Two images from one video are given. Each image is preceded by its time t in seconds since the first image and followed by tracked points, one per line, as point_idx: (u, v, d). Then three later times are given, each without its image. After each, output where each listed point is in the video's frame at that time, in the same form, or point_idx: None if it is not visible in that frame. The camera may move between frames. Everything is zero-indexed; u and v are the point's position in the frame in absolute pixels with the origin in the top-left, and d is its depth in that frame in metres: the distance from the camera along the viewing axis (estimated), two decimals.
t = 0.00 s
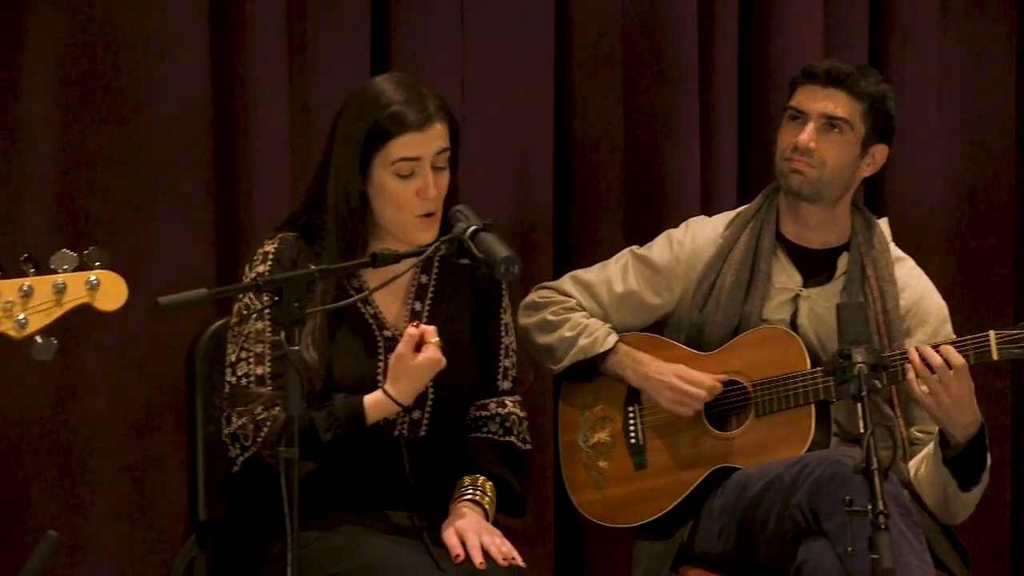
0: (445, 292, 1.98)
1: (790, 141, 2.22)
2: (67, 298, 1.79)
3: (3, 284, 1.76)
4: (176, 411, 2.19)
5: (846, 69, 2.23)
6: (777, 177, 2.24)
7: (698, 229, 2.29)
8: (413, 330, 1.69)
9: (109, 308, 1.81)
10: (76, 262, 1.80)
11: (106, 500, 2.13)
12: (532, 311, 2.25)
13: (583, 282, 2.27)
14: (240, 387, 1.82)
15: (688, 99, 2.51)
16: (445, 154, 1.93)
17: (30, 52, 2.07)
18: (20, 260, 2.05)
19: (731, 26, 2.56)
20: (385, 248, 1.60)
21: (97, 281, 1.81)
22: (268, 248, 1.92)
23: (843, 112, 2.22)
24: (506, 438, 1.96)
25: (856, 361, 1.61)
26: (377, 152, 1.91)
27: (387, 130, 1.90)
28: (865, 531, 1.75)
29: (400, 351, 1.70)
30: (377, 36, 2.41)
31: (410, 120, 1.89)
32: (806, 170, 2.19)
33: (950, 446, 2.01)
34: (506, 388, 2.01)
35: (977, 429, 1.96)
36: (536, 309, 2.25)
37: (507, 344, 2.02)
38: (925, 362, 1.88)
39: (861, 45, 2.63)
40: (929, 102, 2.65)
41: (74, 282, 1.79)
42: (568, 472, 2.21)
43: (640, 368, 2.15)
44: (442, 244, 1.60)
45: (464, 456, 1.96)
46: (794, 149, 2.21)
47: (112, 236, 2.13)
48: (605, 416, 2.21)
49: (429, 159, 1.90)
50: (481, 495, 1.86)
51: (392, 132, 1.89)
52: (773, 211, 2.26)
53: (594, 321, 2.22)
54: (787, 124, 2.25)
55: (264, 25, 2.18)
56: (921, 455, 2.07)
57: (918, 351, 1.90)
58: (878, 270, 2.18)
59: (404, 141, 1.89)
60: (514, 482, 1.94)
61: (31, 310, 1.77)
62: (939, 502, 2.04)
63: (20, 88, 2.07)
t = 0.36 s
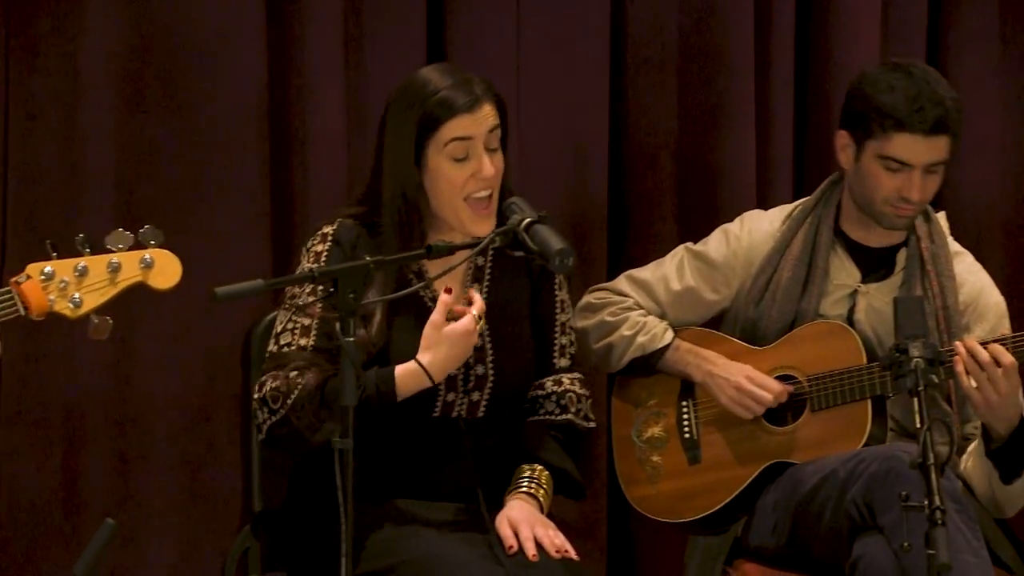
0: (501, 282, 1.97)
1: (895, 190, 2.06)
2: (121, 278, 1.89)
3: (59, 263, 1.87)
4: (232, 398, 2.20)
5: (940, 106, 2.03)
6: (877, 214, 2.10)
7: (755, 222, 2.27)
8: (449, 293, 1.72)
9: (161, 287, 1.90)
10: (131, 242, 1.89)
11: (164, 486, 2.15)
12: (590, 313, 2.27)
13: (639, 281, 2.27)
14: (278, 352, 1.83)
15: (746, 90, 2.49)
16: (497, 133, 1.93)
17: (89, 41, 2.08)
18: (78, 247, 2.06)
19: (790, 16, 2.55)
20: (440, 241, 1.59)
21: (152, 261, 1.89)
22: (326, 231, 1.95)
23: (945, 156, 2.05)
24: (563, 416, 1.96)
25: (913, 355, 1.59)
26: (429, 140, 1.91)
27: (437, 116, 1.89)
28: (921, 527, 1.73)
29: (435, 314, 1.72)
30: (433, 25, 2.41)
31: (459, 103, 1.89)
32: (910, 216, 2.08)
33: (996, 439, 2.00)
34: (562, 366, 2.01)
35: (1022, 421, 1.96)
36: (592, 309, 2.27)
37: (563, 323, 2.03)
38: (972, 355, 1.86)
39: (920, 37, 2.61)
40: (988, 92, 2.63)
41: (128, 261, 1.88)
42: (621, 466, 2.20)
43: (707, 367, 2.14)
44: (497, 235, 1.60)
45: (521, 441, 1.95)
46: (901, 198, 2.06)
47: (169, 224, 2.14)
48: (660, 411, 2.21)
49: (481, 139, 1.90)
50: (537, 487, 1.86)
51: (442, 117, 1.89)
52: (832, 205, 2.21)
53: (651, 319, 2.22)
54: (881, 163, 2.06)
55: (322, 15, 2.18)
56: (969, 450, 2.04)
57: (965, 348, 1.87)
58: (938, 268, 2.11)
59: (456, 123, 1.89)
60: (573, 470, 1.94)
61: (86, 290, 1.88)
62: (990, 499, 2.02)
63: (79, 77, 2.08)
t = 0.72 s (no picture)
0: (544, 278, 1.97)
1: (952, 208, 2.02)
2: (183, 300, 1.85)
3: (122, 280, 1.84)
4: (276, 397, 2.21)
5: (992, 122, 1.98)
6: (934, 226, 2.07)
7: (807, 221, 2.25)
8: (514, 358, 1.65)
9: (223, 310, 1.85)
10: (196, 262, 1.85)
11: (210, 484, 2.16)
12: (640, 310, 2.25)
13: (688, 279, 2.27)
14: (340, 376, 1.84)
15: (793, 91, 2.48)
16: (526, 123, 1.92)
17: (138, 41, 2.09)
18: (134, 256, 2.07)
19: (839, 17, 2.54)
20: (487, 238, 1.59)
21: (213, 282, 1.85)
22: (361, 238, 1.93)
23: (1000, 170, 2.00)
24: (607, 424, 1.95)
25: (962, 356, 1.58)
26: (459, 130, 1.91)
27: (466, 104, 1.90)
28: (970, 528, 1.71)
29: (497, 378, 1.67)
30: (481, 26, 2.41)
31: (487, 91, 1.89)
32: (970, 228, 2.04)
33: None
34: (604, 371, 2.01)
35: None
36: (642, 308, 2.25)
37: (603, 328, 2.03)
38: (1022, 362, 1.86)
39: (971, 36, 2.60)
40: None
41: (190, 283, 1.84)
42: (670, 464, 2.21)
43: (755, 364, 2.13)
44: (545, 232, 1.59)
45: (564, 444, 1.94)
46: (957, 214, 2.02)
47: (217, 223, 2.15)
48: (707, 410, 2.21)
49: (509, 127, 1.90)
50: (580, 485, 1.85)
51: (469, 105, 1.89)
52: (883, 209, 2.18)
53: (700, 316, 2.21)
54: (935, 182, 2.02)
55: (369, 14, 2.19)
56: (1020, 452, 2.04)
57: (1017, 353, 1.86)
58: (992, 270, 2.07)
59: (483, 110, 1.89)
60: (615, 473, 1.93)
61: (147, 309, 1.84)
62: None
63: (128, 75, 2.10)
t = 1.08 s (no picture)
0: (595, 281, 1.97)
1: (982, 202, 2.02)
2: (226, 278, 1.89)
3: (165, 261, 1.87)
4: (327, 399, 2.22)
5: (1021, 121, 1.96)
6: (968, 220, 2.06)
7: (855, 222, 2.25)
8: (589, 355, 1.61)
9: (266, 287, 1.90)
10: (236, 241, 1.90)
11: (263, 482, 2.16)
12: (688, 314, 2.24)
13: (737, 281, 2.25)
14: (398, 368, 1.83)
15: (850, 91, 2.47)
16: (572, 120, 1.90)
17: (192, 39, 2.10)
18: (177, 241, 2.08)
19: (895, 18, 2.52)
20: (539, 238, 1.59)
21: (255, 260, 1.90)
22: (410, 236, 1.93)
23: None
24: (657, 421, 1.92)
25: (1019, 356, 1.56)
26: (502, 125, 1.91)
27: (511, 100, 1.90)
28: None
29: (566, 369, 1.62)
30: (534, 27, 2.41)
31: (531, 85, 1.89)
32: (1004, 225, 2.03)
33: None
34: (653, 370, 1.98)
35: None
36: (690, 312, 2.25)
37: (653, 326, 2.01)
38: None
39: None
40: None
41: (232, 261, 1.88)
42: (720, 466, 2.20)
43: (801, 369, 2.12)
44: (597, 232, 1.59)
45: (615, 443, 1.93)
46: (987, 208, 2.02)
47: (270, 222, 2.16)
48: (758, 413, 2.20)
49: (552, 122, 1.88)
50: (632, 485, 1.83)
51: (515, 100, 1.89)
52: (933, 206, 2.17)
53: (749, 319, 2.20)
54: (966, 175, 2.02)
55: (423, 17, 2.19)
56: None
57: None
58: None
59: (529, 105, 1.88)
60: (666, 471, 1.89)
61: (192, 289, 1.88)
62: None
63: (184, 75, 2.10)
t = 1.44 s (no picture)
0: (661, 279, 1.96)
1: None
2: (275, 246, 1.88)
3: (215, 234, 1.85)
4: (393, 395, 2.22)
5: None
6: None
7: (908, 225, 2.23)
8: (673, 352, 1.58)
9: (315, 254, 1.89)
10: (283, 211, 1.89)
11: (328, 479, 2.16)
12: (743, 322, 2.22)
13: (790, 288, 2.23)
14: (476, 355, 1.83)
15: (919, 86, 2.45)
16: (650, 109, 1.90)
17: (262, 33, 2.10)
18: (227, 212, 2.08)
19: (965, 14, 2.51)
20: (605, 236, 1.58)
21: (303, 227, 1.88)
22: (479, 231, 1.92)
23: None
24: (721, 417, 1.91)
25: None
26: (582, 119, 1.90)
27: (586, 95, 1.89)
28: None
29: (649, 366, 1.59)
30: (598, 23, 2.41)
31: (606, 80, 1.88)
32: None
33: None
34: (717, 367, 1.97)
35: None
36: (745, 320, 2.22)
37: (717, 322, 2.00)
38: None
39: None
40: None
41: (282, 229, 1.87)
42: (783, 477, 2.16)
43: (860, 370, 2.09)
44: (663, 230, 1.58)
45: (682, 442, 1.91)
46: None
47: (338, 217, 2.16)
48: (820, 420, 2.16)
49: (634, 113, 1.88)
50: (698, 482, 1.81)
51: (591, 96, 1.88)
52: (986, 204, 2.16)
53: (805, 326, 2.17)
54: None
55: (489, 13, 2.20)
56: None
57: None
58: None
59: (609, 95, 1.87)
60: (731, 468, 1.88)
61: (242, 259, 1.86)
62: None
63: (252, 71, 2.11)
